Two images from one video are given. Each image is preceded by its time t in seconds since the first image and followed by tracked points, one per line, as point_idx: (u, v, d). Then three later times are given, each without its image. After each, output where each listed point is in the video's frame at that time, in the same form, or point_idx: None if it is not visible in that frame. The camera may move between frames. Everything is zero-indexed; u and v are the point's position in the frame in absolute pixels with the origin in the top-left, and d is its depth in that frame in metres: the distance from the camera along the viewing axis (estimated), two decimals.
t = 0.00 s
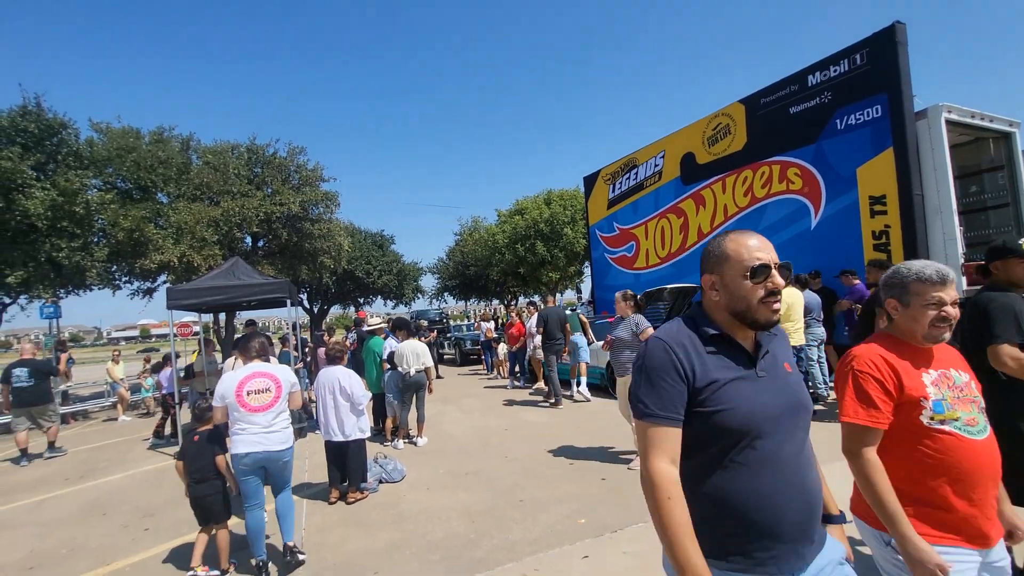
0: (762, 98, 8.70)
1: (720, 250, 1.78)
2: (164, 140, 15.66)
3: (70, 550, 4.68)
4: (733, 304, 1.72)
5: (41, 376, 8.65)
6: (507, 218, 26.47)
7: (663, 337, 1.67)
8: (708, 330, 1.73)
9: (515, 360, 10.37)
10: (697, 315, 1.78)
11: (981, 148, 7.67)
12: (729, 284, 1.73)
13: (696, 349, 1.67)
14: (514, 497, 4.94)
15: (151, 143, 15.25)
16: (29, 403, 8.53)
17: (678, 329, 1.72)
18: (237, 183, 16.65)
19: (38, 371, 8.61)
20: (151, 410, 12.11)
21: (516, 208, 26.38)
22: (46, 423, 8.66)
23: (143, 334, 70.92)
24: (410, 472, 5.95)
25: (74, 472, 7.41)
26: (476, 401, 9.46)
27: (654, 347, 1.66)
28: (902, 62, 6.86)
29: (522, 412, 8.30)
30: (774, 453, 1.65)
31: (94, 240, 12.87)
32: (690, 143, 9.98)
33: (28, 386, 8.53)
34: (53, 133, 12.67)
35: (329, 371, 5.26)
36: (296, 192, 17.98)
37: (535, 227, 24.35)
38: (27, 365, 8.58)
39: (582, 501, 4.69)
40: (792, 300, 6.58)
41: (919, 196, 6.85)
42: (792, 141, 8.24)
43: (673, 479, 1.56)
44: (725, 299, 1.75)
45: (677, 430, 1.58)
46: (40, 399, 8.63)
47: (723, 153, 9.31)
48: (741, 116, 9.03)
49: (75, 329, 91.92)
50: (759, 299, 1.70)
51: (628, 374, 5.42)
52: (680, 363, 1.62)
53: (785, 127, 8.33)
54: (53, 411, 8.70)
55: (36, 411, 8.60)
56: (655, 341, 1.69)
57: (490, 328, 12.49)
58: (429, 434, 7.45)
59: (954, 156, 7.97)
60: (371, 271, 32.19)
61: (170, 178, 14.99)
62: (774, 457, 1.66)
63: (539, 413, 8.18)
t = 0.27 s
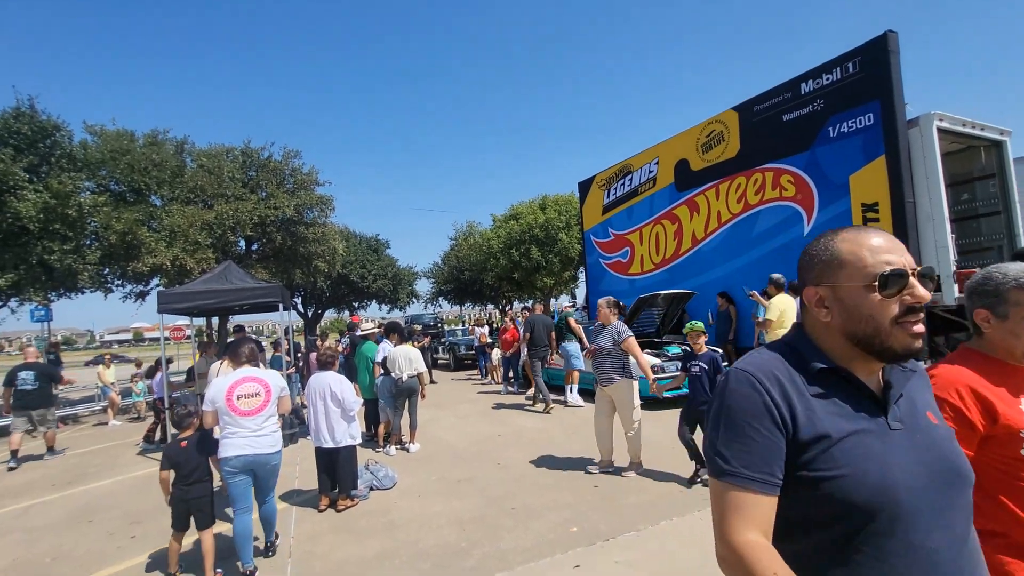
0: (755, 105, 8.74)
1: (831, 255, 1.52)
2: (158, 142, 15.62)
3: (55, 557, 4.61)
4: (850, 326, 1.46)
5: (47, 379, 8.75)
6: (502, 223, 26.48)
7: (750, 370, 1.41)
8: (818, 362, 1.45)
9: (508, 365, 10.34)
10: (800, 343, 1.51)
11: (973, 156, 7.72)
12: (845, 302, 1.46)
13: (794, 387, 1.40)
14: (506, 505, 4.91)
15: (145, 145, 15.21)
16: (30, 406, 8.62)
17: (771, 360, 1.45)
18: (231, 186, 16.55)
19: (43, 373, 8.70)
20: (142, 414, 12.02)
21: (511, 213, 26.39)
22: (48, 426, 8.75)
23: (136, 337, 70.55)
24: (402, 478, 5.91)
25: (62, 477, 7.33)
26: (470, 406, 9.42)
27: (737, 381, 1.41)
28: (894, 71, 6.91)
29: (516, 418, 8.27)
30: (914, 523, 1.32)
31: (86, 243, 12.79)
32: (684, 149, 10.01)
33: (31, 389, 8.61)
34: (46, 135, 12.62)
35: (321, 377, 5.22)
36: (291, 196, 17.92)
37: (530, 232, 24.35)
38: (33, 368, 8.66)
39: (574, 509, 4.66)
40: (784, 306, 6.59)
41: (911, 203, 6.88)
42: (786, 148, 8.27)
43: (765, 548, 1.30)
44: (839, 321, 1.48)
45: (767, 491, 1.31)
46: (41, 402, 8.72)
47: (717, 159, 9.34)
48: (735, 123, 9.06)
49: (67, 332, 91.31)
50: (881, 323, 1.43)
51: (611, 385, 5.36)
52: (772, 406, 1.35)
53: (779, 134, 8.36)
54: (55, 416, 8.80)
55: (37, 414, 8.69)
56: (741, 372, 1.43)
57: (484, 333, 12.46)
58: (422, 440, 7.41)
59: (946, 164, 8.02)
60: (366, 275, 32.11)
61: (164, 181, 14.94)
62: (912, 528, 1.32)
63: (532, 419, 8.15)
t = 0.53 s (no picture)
0: (749, 112, 8.77)
1: None
2: (154, 146, 15.59)
3: (41, 567, 4.55)
4: None
5: (51, 382, 9.00)
6: (497, 228, 26.50)
7: (907, 383, 1.07)
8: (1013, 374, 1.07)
9: (503, 370, 10.32)
10: (982, 336, 1.14)
11: (966, 164, 7.76)
12: None
13: (972, 411, 1.04)
14: (499, 513, 4.88)
15: (141, 149, 15.17)
16: (35, 407, 8.83)
17: (938, 369, 1.09)
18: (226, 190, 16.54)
19: (49, 375, 8.94)
20: (135, 419, 11.94)
21: (507, 218, 26.42)
22: (47, 427, 8.88)
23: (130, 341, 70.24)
24: (394, 486, 5.87)
25: (51, 484, 7.25)
26: (464, 412, 9.39)
27: (888, 398, 1.07)
28: (887, 78, 6.94)
29: (510, 424, 8.24)
30: None
31: (81, 246, 12.73)
32: (679, 155, 10.03)
33: (37, 390, 8.85)
34: (41, 138, 12.57)
35: (313, 382, 5.18)
36: (286, 200, 17.91)
37: (525, 237, 24.37)
38: (40, 369, 8.95)
39: (568, 517, 4.64)
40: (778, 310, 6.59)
41: (905, 210, 6.90)
42: (780, 154, 8.29)
43: None
44: None
45: (921, 555, 1.02)
46: (45, 404, 8.94)
47: (711, 165, 9.36)
48: (729, 129, 9.09)
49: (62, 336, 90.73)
50: None
51: (585, 395, 5.27)
52: (937, 438, 1.02)
53: (772, 141, 8.39)
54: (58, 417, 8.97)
55: (39, 415, 8.87)
56: (893, 380, 1.09)
57: (479, 338, 12.43)
58: (416, 446, 7.38)
59: (939, 171, 8.05)
60: (362, 280, 32.06)
61: (159, 185, 14.89)
62: None
63: (527, 425, 8.12)
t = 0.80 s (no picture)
0: (741, 114, 8.79)
1: None
2: (145, 150, 15.47)
3: None
4: None
5: (46, 389, 8.91)
6: (491, 231, 26.48)
7: None
8: None
9: (498, 373, 10.28)
10: None
11: (956, 164, 7.79)
12: None
13: None
14: (494, 518, 4.84)
15: (132, 153, 15.05)
16: (28, 414, 8.73)
17: None
18: (219, 194, 16.43)
19: (43, 382, 8.84)
20: (126, 427, 11.78)
21: (501, 221, 26.40)
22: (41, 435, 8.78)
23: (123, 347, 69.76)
24: (389, 491, 5.82)
25: (39, 493, 7.13)
26: (459, 416, 9.33)
27: None
28: (877, 79, 6.97)
29: (505, 428, 8.19)
30: None
31: (71, 252, 12.59)
32: (672, 157, 10.05)
33: (31, 397, 8.75)
34: (30, 142, 12.43)
35: (305, 388, 5.11)
36: (279, 204, 17.81)
37: (519, 239, 24.35)
38: (34, 376, 8.87)
39: (564, 522, 4.59)
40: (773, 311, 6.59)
41: (897, 210, 6.91)
42: (772, 156, 8.31)
43: None
44: None
45: None
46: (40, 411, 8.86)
47: (705, 167, 9.38)
48: (722, 131, 9.11)
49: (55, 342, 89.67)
50: None
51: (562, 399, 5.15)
52: None
53: (765, 143, 8.41)
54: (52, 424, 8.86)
55: (34, 421, 8.79)
56: None
57: (474, 341, 12.38)
58: (411, 451, 7.32)
59: (930, 172, 8.09)
60: (356, 284, 31.92)
61: (151, 189, 14.76)
62: None
63: (522, 429, 8.08)
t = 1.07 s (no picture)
0: (730, 114, 8.84)
1: None
2: (131, 153, 15.29)
3: None
4: None
5: (32, 397, 8.72)
6: (483, 232, 26.44)
7: None
8: None
9: (491, 375, 10.25)
10: None
11: (942, 163, 7.87)
12: None
13: None
14: (488, 521, 4.80)
15: (118, 157, 14.87)
16: (18, 422, 8.58)
17: None
18: (206, 197, 16.27)
19: (30, 390, 8.70)
20: (112, 434, 11.56)
21: (492, 223, 26.37)
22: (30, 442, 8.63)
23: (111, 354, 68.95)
24: (381, 496, 5.76)
25: (24, 504, 6.99)
26: (452, 418, 9.28)
27: None
28: (864, 79, 7.02)
29: (498, 430, 8.15)
30: None
31: (55, 257, 12.39)
32: (662, 158, 10.08)
33: (19, 406, 8.60)
34: (13, 146, 12.23)
35: (295, 392, 5.05)
36: (268, 207, 17.67)
37: (511, 241, 24.33)
38: (20, 386, 8.72)
39: (558, 525, 4.56)
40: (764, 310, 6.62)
41: (885, 209, 6.97)
42: (762, 156, 8.35)
43: None
44: None
45: None
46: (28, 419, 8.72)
47: (695, 167, 9.41)
48: (711, 132, 9.15)
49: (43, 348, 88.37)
50: None
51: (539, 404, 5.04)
52: None
53: (755, 143, 8.45)
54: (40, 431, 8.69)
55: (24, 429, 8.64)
56: None
57: (466, 343, 12.33)
58: (404, 455, 7.26)
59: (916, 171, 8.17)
60: (347, 287, 31.73)
61: (137, 193, 14.58)
62: None
63: (516, 431, 8.05)
